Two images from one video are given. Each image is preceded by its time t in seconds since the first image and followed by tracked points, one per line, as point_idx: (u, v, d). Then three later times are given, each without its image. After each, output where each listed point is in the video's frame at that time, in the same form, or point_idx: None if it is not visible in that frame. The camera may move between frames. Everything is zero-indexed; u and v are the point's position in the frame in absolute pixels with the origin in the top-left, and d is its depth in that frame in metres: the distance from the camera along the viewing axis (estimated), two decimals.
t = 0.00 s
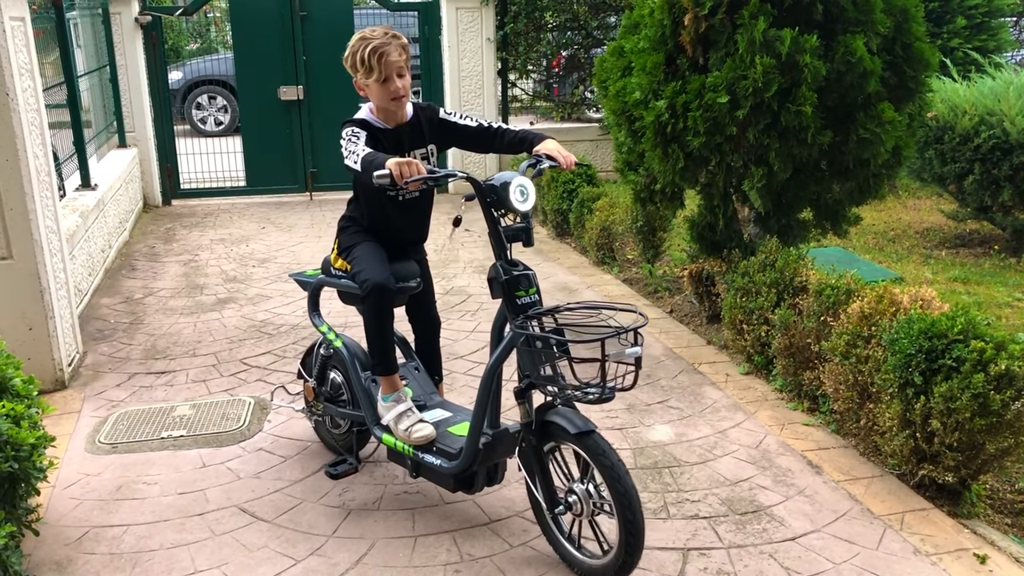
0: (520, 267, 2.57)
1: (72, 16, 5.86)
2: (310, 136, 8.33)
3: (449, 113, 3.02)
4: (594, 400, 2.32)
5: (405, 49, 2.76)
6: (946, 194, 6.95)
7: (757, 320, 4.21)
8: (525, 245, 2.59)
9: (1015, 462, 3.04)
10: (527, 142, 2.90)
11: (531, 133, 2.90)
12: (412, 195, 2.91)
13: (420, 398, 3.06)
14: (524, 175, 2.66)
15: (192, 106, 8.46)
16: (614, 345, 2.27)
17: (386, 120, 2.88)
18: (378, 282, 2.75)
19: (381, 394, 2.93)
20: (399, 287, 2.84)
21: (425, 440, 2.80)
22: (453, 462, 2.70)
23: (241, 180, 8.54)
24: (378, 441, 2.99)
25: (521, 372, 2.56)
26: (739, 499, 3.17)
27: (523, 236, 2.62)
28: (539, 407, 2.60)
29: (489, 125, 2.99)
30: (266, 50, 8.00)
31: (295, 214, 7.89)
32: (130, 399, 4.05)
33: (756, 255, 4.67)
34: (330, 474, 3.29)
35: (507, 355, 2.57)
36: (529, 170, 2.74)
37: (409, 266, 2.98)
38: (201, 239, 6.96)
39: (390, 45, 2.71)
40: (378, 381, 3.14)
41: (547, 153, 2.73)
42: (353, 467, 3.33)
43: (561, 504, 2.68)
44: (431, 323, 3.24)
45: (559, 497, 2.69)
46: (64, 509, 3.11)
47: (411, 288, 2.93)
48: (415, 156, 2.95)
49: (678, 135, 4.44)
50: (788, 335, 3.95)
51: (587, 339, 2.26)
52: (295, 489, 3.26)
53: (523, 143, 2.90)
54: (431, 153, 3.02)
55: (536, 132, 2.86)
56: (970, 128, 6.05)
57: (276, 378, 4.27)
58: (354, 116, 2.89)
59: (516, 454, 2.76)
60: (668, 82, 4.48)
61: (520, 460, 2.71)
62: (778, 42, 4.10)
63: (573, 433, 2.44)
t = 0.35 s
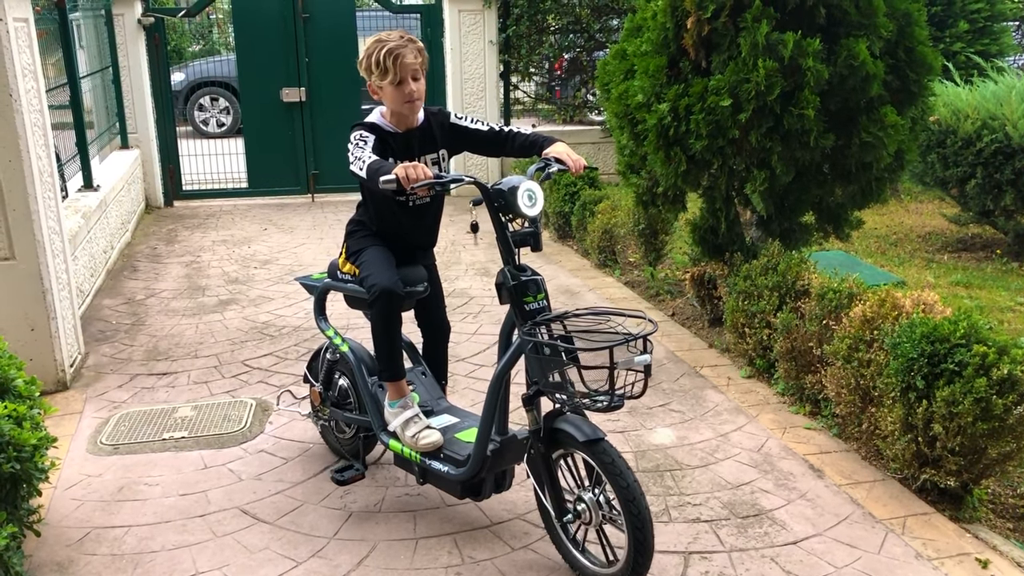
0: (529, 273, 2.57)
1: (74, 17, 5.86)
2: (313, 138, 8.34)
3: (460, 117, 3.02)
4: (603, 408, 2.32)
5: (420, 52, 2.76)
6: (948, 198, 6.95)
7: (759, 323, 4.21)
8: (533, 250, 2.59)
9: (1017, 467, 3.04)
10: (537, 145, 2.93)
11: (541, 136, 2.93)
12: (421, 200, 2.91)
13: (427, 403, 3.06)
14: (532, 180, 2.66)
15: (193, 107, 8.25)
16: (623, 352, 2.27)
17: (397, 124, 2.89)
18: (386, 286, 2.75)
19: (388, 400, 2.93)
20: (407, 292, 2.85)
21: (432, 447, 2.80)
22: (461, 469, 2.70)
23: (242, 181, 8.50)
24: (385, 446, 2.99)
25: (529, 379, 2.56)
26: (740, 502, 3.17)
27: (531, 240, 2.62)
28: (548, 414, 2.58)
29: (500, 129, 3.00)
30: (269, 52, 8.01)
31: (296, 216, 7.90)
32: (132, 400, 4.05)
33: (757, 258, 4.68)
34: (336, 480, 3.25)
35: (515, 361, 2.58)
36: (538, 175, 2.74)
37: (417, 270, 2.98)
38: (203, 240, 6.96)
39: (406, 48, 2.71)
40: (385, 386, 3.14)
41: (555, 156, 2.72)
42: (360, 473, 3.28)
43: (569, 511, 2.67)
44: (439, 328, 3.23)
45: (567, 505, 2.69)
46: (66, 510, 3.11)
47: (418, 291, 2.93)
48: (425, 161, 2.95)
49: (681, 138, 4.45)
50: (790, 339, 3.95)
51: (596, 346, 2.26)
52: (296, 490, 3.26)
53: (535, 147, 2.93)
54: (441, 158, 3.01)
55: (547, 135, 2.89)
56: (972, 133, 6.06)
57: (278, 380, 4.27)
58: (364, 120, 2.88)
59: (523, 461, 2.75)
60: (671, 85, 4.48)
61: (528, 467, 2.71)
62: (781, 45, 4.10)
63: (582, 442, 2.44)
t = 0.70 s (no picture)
0: (522, 274, 2.56)
1: (75, 18, 5.86)
2: (313, 139, 8.34)
3: (455, 119, 3.03)
4: (595, 409, 2.32)
5: (420, 55, 2.76)
6: (948, 203, 6.95)
7: (758, 326, 4.21)
8: (526, 251, 2.58)
9: (1016, 472, 3.04)
10: (532, 147, 2.94)
11: (536, 139, 2.94)
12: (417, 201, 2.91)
13: (421, 404, 3.06)
14: (526, 181, 2.64)
15: (194, 108, 8.31)
16: (615, 353, 2.28)
17: (391, 124, 2.87)
18: (378, 288, 2.75)
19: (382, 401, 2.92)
20: (400, 293, 2.84)
21: (426, 448, 2.79)
22: (455, 470, 2.69)
23: (242, 182, 8.51)
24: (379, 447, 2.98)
25: (523, 380, 2.55)
26: (739, 506, 3.17)
27: (524, 242, 2.61)
28: (540, 415, 2.59)
29: (495, 131, 3.02)
30: (269, 53, 8.01)
31: (296, 217, 7.90)
32: (131, 402, 4.04)
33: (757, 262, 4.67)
34: (331, 480, 3.29)
35: (509, 362, 2.57)
36: (531, 176, 2.70)
37: (411, 271, 2.97)
38: (203, 242, 6.96)
39: (407, 50, 2.71)
40: (379, 387, 3.13)
41: (550, 159, 2.71)
42: (354, 474, 3.33)
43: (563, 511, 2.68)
44: (434, 329, 3.22)
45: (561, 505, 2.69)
46: (64, 512, 3.11)
47: (412, 293, 2.92)
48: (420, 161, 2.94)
49: (681, 142, 4.45)
50: (789, 343, 3.95)
51: (587, 347, 2.26)
52: (295, 493, 3.25)
53: (528, 149, 2.93)
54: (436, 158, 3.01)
55: (541, 137, 2.89)
56: (972, 137, 6.06)
57: (277, 382, 4.27)
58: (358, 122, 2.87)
59: (517, 462, 2.76)
60: (671, 88, 4.48)
61: (522, 467, 2.71)
62: (782, 49, 4.10)
63: (574, 442, 2.44)
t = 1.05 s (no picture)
0: (515, 273, 2.57)
1: (75, 19, 5.86)
2: (313, 140, 8.33)
3: (448, 119, 3.03)
4: (587, 407, 2.32)
5: (410, 53, 2.77)
6: (948, 204, 6.96)
7: (758, 328, 4.21)
8: (520, 251, 2.57)
9: (1015, 474, 3.04)
10: (524, 147, 2.96)
11: (528, 139, 2.96)
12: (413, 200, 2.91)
13: (416, 403, 3.06)
14: (520, 180, 2.63)
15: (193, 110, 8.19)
16: (607, 352, 2.28)
17: (384, 124, 2.88)
18: (372, 286, 2.75)
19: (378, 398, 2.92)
20: (395, 291, 2.84)
21: (420, 446, 2.79)
22: (448, 468, 2.70)
23: (242, 183, 8.51)
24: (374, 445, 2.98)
25: (516, 379, 2.55)
26: (739, 508, 3.17)
27: (518, 242, 2.60)
28: (534, 413, 2.58)
29: (488, 131, 3.02)
30: (268, 54, 8.01)
31: (296, 218, 7.90)
32: (130, 403, 4.04)
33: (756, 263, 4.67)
34: (326, 479, 3.29)
35: (502, 360, 2.57)
36: (525, 176, 2.71)
37: (406, 270, 2.96)
38: (203, 243, 6.96)
39: (396, 47, 2.72)
40: (374, 386, 3.13)
41: (543, 159, 2.72)
42: (349, 472, 3.33)
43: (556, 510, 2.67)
44: (429, 329, 3.23)
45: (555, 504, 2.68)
46: (63, 513, 3.10)
47: (407, 292, 2.92)
48: (414, 160, 2.94)
49: (681, 143, 4.45)
50: (789, 344, 3.94)
51: (579, 345, 2.26)
52: (293, 494, 3.25)
53: (521, 148, 2.95)
54: (430, 157, 3.01)
55: (534, 137, 2.91)
56: (972, 138, 6.06)
57: (276, 383, 4.27)
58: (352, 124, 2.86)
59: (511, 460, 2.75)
60: (671, 90, 4.48)
61: (515, 465, 2.70)
62: (782, 50, 4.11)
63: (566, 440, 2.44)
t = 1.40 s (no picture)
0: (515, 271, 2.56)
1: (75, 19, 5.86)
2: (313, 140, 8.34)
3: (449, 119, 3.03)
4: (586, 405, 2.31)
5: (409, 51, 2.77)
6: (948, 203, 6.95)
7: (758, 327, 4.20)
8: (519, 249, 2.57)
9: (1016, 472, 3.03)
10: (524, 147, 2.95)
11: (528, 138, 2.95)
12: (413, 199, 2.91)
13: (415, 401, 3.06)
14: (520, 179, 2.64)
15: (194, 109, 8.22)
16: (606, 349, 2.27)
17: (387, 123, 2.87)
18: (372, 284, 2.75)
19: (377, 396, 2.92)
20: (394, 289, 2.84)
21: (419, 444, 2.79)
22: (447, 465, 2.70)
23: (242, 183, 8.51)
24: (373, 443, 2.98)
25: (516, 376, 2.55)
26: (739, 506, 3.16)
27: (517, 240, 2.60)
28: (533, 411, 2.58)
29: (488, 130, 3.02)
30: (268, 54, 8.00)
31: (296, 218, 7.90)
32: (130, 402, 4.04)
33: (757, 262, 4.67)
34: (325, 476, 3.29)
35: (502, 358, 2.56)
36: (525, 175, 2.71)
37: (406, 268, 2.96)
38: (203, 242, 6.96)
39: (394, 44, 2.72)
40: (373, 384, 3.13)
41: (542, 157, 2.72)
42: (348, 471, 3.32)
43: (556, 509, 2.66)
44: (428, 328, 3.23)
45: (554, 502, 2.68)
46: (63, 512, 3.10)
47: (406, 290, 2.92)
48: (415, 159, 2.93)
49: (681, 142, 4.45)
50: (789, 343, 3.94)
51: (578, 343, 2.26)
52: (294, 493, 3.25)
53: (521, 148, 2.95)
54: (431, 157, 3.01)
55: (533, 137, 2.91)
56: (972, 137, 6.06)
57: (276, 382, 4.27)
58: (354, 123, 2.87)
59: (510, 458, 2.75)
60: (671, 89, 4.47)
61: (514, 464, 2.70)
62: (782, 49, 4.10)
63: (565, 437, 2.44)
